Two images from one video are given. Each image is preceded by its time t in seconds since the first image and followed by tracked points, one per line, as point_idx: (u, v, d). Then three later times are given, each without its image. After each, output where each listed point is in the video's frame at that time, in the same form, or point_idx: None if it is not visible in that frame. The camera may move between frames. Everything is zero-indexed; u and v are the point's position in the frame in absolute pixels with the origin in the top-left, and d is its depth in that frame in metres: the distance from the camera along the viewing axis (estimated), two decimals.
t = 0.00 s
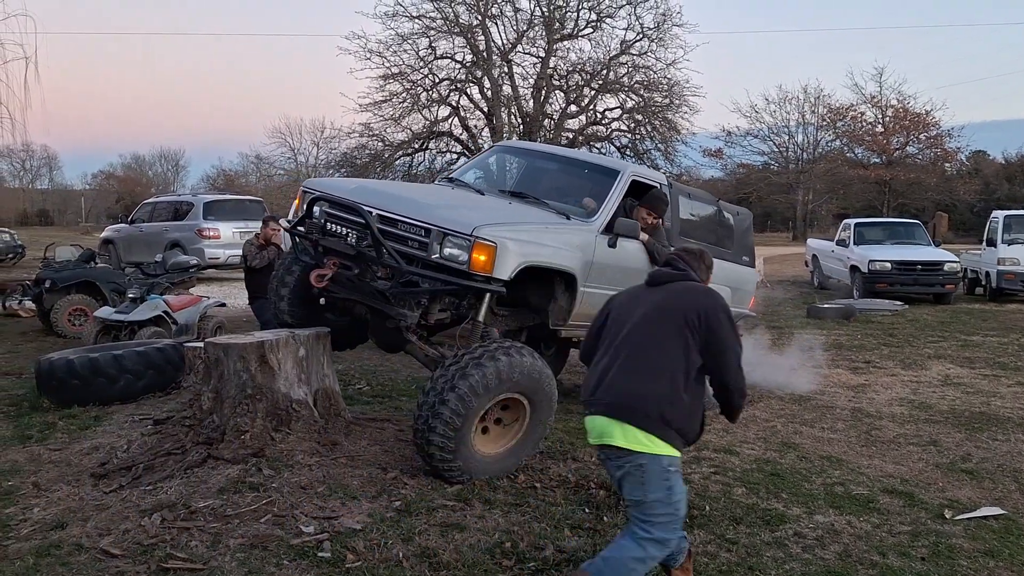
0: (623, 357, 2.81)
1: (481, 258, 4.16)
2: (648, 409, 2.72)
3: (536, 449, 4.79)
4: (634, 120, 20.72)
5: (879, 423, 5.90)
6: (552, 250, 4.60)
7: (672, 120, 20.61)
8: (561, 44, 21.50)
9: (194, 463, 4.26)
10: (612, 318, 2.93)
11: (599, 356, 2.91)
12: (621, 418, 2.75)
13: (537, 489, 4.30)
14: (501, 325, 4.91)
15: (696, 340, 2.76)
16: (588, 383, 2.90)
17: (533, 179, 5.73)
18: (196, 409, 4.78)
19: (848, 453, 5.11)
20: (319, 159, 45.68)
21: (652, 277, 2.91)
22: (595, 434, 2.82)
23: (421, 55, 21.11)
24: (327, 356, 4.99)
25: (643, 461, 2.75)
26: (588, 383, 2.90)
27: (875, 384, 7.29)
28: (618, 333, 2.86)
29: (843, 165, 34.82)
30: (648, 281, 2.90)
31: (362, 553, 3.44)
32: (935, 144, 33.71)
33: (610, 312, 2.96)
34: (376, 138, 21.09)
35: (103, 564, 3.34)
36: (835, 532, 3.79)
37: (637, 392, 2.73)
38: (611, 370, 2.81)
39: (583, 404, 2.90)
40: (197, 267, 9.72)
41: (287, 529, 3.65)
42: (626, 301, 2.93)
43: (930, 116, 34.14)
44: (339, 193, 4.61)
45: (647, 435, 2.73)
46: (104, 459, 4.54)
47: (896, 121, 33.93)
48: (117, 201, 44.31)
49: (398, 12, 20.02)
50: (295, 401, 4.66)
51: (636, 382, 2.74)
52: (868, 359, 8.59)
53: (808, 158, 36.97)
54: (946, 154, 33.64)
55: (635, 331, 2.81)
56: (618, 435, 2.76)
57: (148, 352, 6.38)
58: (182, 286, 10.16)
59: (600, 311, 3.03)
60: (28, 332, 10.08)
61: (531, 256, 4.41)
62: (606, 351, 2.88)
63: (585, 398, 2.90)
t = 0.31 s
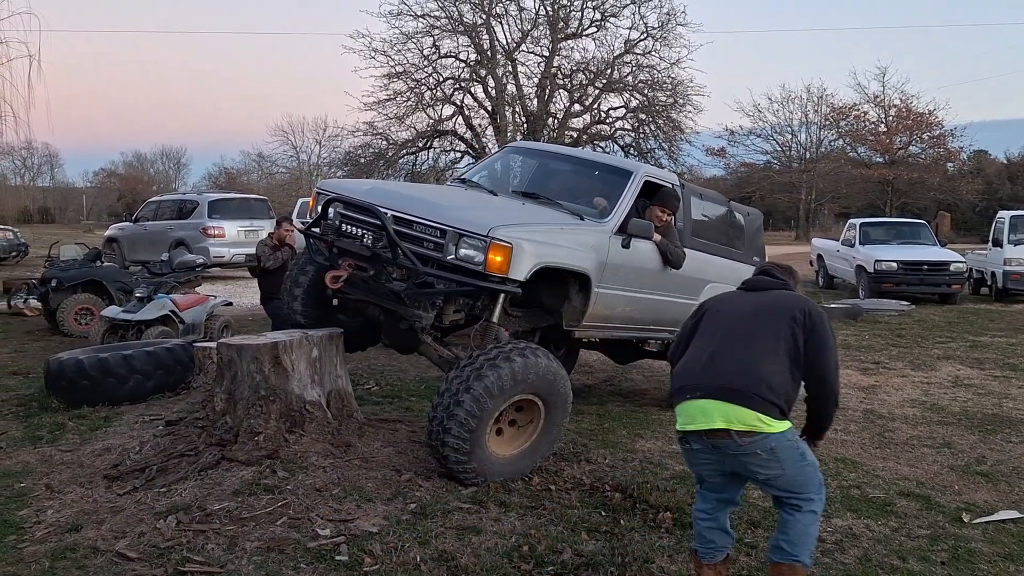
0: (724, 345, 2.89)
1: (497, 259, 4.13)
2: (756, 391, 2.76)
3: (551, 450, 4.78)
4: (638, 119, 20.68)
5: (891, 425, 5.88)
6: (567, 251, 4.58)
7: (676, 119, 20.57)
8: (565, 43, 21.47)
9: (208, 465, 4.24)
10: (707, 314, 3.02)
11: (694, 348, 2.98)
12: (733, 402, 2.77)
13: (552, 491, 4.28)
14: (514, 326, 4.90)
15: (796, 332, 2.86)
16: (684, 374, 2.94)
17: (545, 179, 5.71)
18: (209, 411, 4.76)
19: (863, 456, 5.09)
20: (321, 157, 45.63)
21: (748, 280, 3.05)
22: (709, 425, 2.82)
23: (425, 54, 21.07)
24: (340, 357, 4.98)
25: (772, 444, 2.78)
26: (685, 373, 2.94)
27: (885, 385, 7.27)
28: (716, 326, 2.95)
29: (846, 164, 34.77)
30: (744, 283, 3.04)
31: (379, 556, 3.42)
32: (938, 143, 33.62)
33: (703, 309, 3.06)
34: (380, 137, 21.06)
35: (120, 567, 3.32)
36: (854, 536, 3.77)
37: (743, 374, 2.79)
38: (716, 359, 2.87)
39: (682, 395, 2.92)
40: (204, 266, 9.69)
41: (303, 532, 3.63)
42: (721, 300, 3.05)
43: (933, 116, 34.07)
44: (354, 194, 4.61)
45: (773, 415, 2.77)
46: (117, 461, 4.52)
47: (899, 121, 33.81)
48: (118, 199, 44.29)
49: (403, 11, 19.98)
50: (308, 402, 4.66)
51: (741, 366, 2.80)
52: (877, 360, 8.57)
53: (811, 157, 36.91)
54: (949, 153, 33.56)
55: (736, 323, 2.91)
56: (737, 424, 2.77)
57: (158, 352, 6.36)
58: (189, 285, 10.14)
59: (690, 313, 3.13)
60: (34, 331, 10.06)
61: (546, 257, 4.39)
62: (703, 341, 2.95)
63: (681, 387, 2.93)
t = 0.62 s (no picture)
0: (837, 345, 3.01)
1: (501, 259, 4.09)
2: (881, 394, 2.92)
3: (554, 454, 4.74)
4: (639, 118, 20.63)
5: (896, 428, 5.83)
6: (572, 250, 4.54)
7: (677, 119, 20.53)
8: (566, 42, 21.42)
9: (208, 467, 4.19)
10: (811, 309, 3.12)
11: (803, 346, 3.08)
12: (865, 412, 2.90)
13: (556, 494, 4.24)
14: (518, 327, 4.86)
15: (900, 332, 3.04)
16: (797, 375, 3.03)
17: (549, 178, 5.67)
18: (210, 412, 4.71)
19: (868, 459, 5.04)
20: (321, 156, 45.58)
21: (842, 274, 3.18)
22: (840, 434, 2.91)
23: (427, 52, 21.03)
24: (342, 358, 4.94)
25: (895, 449, 2.93)
26: (798, 372, 3.03)
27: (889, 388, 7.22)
28: (825, 324, 3.06)
29: (846, 165, 34.72)
30: (844, 280, 3.14)
31: (382, 561, 3.38)
32: (939, 144, 33.49)
33: (803, 303, 3.15)
34: (380, 135, 21.01)
35: (119, 572, 3.27)
36: (862, 542, 3.73)
37: (865, 378, 2.93)
38: (836, 363, 2.98)
39: (801, 400, 3.00)
40: (205, 265, 9.65)
41: (304, 536, 3.58)
42: (819, 292, 3.15)
43: (934, 116, 33.99)
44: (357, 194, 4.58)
45: (895, 425, 2.91)
46: (116, 462, 4.47)
47: (899, 122, 33.63)
48: (118, 197, 44.24)
49: (404, 10, 19.93)
50: (310, 404, 4.61)
51: (861, 370, 2.95)
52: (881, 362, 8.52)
53: (812, 156, 36.85)
54: (949, 154, 33.43)
55: (847, 323, 3.03)
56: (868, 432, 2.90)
57: (158, 351, 6.31)
58: (190, 284, 10.09)
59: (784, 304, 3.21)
60: (33, 330, 10.01)
61: (551, 257, 4.35)
62: (814, 339, 3.05)
63: (796, 387, 3.02)
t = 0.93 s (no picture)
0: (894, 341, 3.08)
1: (494, 266, 4.05)
2: (936, 389, 3.06)
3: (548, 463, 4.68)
4: (634, 124, 20.61)
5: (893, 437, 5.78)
6: (566, 257, 4.49)
7: (672, 125, 20.53)
8: (562, 49, 21.41)
9: (195, 478, 4.12)
10: (866, 303, 3.11)
11: (860, 342, 3.09)
12: (921, 405, 3.01)
13: (549, 505, 4.18)
14: (512, 334, 4.80)
15: (938, 321, 3.17)
16: (858, 372, 3.06)
17: (544, 183, 5.62)
18: (198, 421, 4.64)
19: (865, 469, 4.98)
20: (317, 161, 45.52)
21: (885, 260, 3.19)
22: (896, 426, 2.98)
23: (423, 58, 21.01)
24: (333, 366, 4.88)
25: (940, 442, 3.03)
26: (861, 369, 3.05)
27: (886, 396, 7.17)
28: (881, 319, 3.09)
29: (842, 171, 34.75)
30: (890, 270, 3.16)
31: None
32: (933, 150, 33.07)
33: (856, 297, 3.12)
34: (376, 141, 20.98)
35: None
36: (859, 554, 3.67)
37: (923, 374, 3.04)
38: (898, 363, 3.03)
39: (861, 398, 3.03)
40: (198, 270, 9.61)
41: (292, 549, 3.51)
42: (870, 281, 3.15)
43: (928, 123, 34.03)
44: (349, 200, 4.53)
45: (941, 415, 3.02)
46: (102, 472, 4.40)
47: (894, 128, 33.17)
48: (113, 202, 44.18)
49: (400, 16, 19.92)
50: (300, 413, 4.55)
51: (919, 367, 3.04)
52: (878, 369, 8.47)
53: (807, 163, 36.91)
54: (944, 161, 33.01)
55: (901, 318, 3.09)
56: (921, 425, 2.99)
57: (148, 358, 6.24)
58: (182, 290, 10.02)
59: (832, 293, 3.17)
60: (23, 337, 9.92)
61: (545, 264, 4.30)
62: (874, 335, 3.08)
63: (858, 385, 3.05)
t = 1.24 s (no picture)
0: (911, 344, 3.16)
1: (497, 272, 4.01)
2: (950, 388, 3.18)
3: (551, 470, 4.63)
4: (633, 130, 20.62)
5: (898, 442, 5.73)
6: (569, 263, 4.45)
7: (671, 130, 20.54)
8: (561, 55, 21.42)
9: (195, 486, 4.07)
10: (881, 310, 3.15)
11: (879, 348, 3.15)
12: (942, 405, 3.12)
13: (553, 513, 4.13)
14: (514, 341, 4.76)
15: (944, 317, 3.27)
16: (881, 378, 3.12)
17: (545, 189, 5.59)
18: (197, 429, 4.59)
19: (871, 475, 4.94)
20: (316, 167, 45.51)
21: (895, 262, 3.23)
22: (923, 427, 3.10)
23: (422, 64, 21.02)
24: (334, 373, 4.84)
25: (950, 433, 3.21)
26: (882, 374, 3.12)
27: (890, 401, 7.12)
28: (896, 322, 3.15)
29: (841, 176, 34.79)
30: (899, 271, 3.21)
31: None
32: (933, 155, 33.44)
33: (871, 304, 3.16)
34: (375, 146, 20.96)
35: None
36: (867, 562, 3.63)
37: (939, 374, 3.14)
38: (917, 365, 3.12)
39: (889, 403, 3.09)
40: (196, 276, 9.53)
41: (293, 558, 3.46)
42: (883, 285, 3.19)
43: (927, 128, 34.09)
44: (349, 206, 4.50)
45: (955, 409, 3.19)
46: (101, 481, 4.35)
47: (893, 133, 33.63)
48: (111, 209, 44.11)
49: (399, 22, 19.93)
50: (300, 420, 4.51)
51: (936, 368, 3.14)
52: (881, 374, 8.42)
53: (806, 168, 36.94)
54: (943, 165, 33.34)
55: (916, 320, 3.16)
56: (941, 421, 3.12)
57: (147, 365, 6.19)
58: (181, 296, 9.98)
59: (848, 297, 3.19)
60: (22, 344, 9.86)
61: (548, 270, 4.26)
62: (892, 338, 3.14)
63: (880, 390, 3.11)
